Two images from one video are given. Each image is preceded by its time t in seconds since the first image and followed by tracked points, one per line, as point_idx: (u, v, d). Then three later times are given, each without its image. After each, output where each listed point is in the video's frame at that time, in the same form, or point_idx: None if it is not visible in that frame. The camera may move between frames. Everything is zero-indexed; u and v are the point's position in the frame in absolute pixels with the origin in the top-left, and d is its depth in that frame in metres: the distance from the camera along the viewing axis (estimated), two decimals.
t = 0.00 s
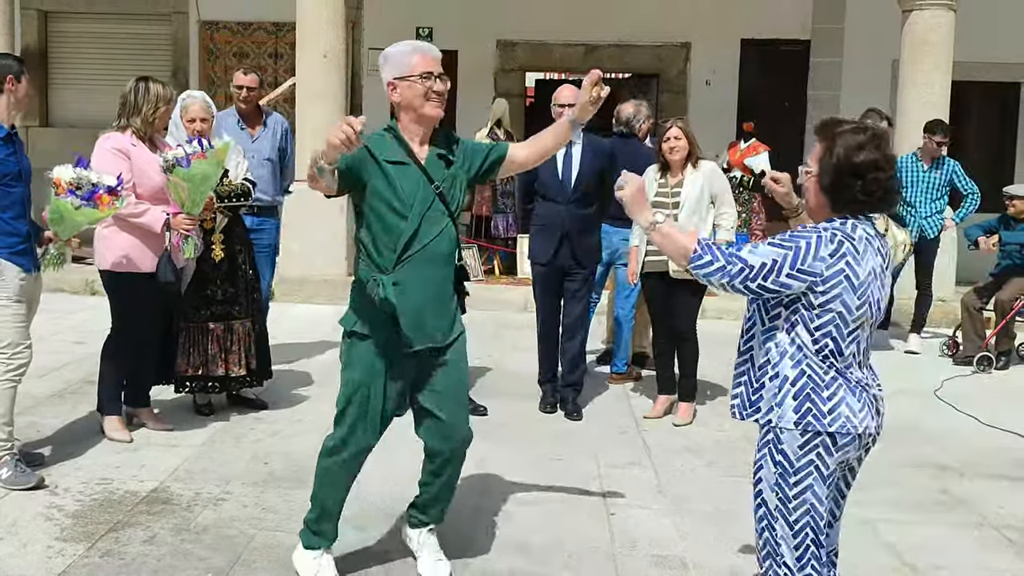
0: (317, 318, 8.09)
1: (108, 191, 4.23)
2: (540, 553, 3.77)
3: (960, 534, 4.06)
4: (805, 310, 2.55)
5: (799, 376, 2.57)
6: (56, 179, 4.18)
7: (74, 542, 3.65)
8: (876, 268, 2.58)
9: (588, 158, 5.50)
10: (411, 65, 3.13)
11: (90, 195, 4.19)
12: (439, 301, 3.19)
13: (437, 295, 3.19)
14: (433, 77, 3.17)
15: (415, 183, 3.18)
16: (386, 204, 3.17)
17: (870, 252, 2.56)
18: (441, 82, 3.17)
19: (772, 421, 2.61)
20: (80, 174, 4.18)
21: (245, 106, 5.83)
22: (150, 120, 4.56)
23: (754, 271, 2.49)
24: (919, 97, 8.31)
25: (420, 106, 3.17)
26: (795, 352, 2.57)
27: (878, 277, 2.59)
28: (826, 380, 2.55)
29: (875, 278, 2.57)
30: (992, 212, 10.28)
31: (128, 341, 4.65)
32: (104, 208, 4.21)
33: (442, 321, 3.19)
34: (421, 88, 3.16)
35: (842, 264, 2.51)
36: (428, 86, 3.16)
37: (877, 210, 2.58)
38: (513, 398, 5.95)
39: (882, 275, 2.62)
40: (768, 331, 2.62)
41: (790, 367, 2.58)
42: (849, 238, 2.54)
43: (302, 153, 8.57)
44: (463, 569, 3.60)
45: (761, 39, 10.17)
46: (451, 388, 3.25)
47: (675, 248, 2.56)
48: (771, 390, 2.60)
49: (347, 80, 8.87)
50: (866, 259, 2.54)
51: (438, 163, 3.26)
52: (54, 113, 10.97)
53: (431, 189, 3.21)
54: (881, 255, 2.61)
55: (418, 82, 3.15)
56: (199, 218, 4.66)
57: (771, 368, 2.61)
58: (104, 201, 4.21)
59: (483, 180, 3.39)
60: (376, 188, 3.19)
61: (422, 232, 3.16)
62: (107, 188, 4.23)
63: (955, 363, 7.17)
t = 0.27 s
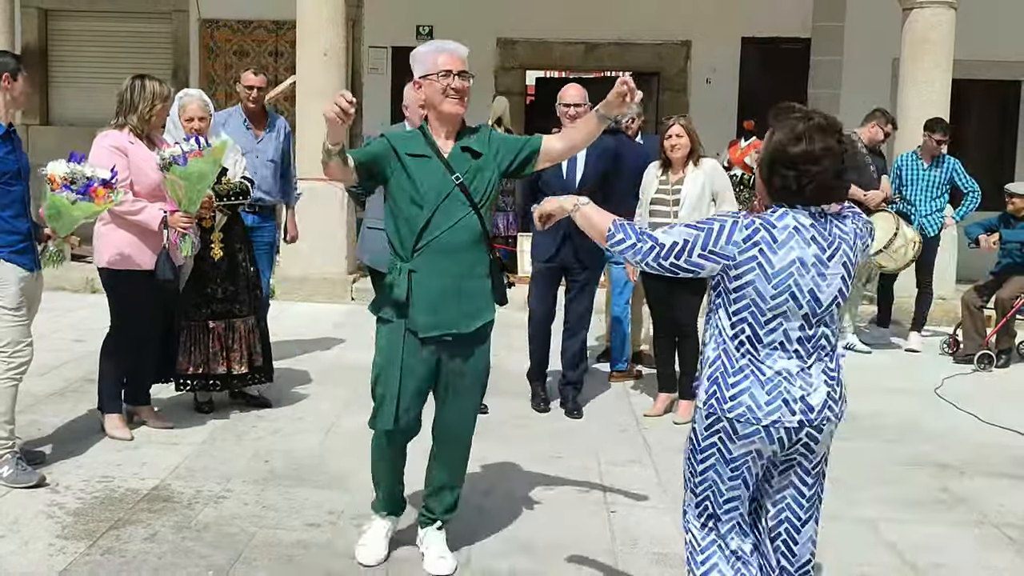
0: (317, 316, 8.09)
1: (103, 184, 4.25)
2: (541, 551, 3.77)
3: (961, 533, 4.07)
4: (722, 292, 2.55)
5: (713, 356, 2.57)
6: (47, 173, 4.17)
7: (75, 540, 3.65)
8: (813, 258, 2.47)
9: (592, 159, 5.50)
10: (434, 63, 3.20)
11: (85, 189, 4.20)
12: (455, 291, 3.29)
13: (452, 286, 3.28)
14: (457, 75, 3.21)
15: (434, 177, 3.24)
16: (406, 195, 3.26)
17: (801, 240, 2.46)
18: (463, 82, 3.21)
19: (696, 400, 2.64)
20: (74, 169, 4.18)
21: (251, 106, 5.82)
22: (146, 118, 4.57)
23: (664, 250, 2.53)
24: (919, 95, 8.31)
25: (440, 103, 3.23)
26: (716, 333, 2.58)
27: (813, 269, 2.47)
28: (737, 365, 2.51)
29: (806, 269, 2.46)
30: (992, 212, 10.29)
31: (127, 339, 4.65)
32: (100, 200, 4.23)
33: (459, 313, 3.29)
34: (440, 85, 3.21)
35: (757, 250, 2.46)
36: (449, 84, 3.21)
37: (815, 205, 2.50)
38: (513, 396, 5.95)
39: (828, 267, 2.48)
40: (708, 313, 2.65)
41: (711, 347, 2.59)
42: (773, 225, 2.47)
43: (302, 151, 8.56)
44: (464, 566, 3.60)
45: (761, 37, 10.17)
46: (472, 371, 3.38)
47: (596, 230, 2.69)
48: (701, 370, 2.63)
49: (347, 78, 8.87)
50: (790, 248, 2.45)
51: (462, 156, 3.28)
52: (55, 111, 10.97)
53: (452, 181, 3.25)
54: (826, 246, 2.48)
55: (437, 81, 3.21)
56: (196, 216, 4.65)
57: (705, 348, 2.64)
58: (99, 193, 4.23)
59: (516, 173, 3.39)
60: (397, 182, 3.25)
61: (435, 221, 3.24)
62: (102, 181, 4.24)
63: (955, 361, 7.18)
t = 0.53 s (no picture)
0: (318, 316, 8.11)
1: (103, 184, 4.26)
2: (541, 549, 3.78)
3: (960, 532, 4.08)
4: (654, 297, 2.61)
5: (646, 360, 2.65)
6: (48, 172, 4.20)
7: (77, 539, 3.66)
8: (735, 266, 2.48)
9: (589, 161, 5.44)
10: (460, 70, 3.33)
11: (84, 189, 4.22)
12: (474, 293, 3.40)
13: (473, 288, 3.40)
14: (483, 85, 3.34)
15: (455, 183, 3.38)
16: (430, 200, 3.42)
17: (723, 247, 2.49)
18: (490, 91, 3.35)
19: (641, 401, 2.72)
20: (74, 168, 4.20)
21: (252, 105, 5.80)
22: (144, 116, 4.55)
23: (601, 257, 2.62)
24: (919, 95, 8.32)
25: (466, 110, 3.38)
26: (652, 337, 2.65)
27: (733, 277, 2.47)
28: (655, 368, 2.59)
29: (726, 277, 2.47)
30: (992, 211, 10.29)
31: (128, 338, 4.66)
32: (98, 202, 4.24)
33: (481, 315, 3.41)
34: (466, 93, 3.35)
35: (676, 254, 2.51)
36: (475, 93, 3.35)
37: (748, 213, 2.53)
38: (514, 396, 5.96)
39: (753, 278, 2.48)
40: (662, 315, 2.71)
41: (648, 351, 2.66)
42: (698, 231, 2.52)
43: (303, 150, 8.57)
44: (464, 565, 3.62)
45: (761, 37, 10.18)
46: (499, 376, 3.43)
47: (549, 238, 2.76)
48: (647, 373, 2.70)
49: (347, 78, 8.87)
50: (710, 253, 2.49)
51: (487, 164, 3.39)
52: (56, 111, 10.98)
53: (475, 188, 3.38)
54: (752, 254, 2.49)
55: (464, 89, 3.35)
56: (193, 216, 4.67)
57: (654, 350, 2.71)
58: (97, 194, 4.24)
59: (540, 182, 3.46)
60: (422, 189, 3.40)
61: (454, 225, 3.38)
62: (101, 182, 4.25)
63: (955, 361, 7.19)
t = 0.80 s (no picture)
0: (319, 315, 8.11)
1: (102, 179, 4.27)
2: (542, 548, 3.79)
3: (960, 531, 4.09)
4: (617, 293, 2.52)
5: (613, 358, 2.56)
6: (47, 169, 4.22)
7: (79, 537, 3.67)
8: (693, 259, 2.38)
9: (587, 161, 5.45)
10: (512, 75, 3.38)
11: (83, 185, 4.23)
12: (518, 288, 3.47)
13: (517, 284, 3.48)
14: (535, 86, 3.38)
15: (507, 182, 3.50)
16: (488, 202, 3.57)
17: (681, 241, 2.39)
18: (542, 93, 3.38)
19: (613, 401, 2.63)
20: (73, 164, 4.22)
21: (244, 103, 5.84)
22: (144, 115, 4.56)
23: (562, 253, 2.55)
24: (921, 94, 8.32)
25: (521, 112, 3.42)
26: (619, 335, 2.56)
27: (693, 270, 2.38)
28: (619, 365, 2.51)
29: (684, 269, 2.38)
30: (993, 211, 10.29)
31: (130, 337, 4.67)
32: (98, 196, 4.24)
33: (524, 308, 3.46)
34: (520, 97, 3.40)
35: (632, 252, 2.43)
36: (527, 97, 3.39)
37: (701, 205, 2.44)
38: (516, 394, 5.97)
39: (713, 271, 2.38)
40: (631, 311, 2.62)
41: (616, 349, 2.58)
42: (655, 226, 2.43)
43: (304, 150, 8.58)
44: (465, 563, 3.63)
45: (762, 36, 10.18)
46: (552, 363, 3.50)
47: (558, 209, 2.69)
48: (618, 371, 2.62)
49: (348, 77, 8.88)
50: (669, 246, 2.39)
51: (538, 163, 3.46)
52: (58, 110, 10.99)
53: (522, 187, 3.48)
54: (710, 246, 2.38)
55: (518, 92, 3.39)
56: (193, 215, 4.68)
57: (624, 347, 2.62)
58: (97, 189, 4.25)
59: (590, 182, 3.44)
60: (482, 188, 3.59)
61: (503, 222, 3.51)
62: (100, 177, 4.26)
63: (956, 361, 7.19)
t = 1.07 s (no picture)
0: (321, 314, 8.12)
1: (104, 177, 4.26)
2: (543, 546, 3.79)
3: (961, 529, 4.09)
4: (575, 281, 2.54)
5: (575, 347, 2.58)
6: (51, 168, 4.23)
7: (82, 535, 3.69)
8: (631, 251, 2.36)
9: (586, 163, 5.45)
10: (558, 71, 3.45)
11: (85, 183, 4.22)
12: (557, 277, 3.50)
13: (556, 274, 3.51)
14: (579, 82, 3.43)
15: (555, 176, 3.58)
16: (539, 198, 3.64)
17: (620, 232, 2.38)
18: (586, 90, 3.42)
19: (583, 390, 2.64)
20: (74, 163, 4.21)
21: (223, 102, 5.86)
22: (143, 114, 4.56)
23: (523, 239, 2.59)
24: (922, 94, 8.32)
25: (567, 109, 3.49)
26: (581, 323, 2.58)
27: (630, 263, 2.36)
28: (573, 355, 2.52)
29: (623, 261, 2.36)
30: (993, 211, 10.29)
31: (133, 334, 4.68)
32: (101, 194, 4.23)
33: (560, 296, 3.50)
34: (566, 93, 3.47)
35: (577, 244, 2.44)
36: (570, 92, 3.45)
37: (647, 195, 2.41)
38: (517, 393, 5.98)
39: (649, 263, 2.34)
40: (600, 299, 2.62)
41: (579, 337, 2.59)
42: (601, 217, 2.42)
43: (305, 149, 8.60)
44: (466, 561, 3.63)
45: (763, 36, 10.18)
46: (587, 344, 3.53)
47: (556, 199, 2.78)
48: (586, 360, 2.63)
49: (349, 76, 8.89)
50: (608, 238, 2.38)
51: (584, 158, 3.52)
52: (60, 109, 11.00)
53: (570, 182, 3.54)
54: (648, 239, 2.35)
55: (564, 88, 3.46)
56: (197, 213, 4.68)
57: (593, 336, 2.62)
58: (99, 187, 4.23)
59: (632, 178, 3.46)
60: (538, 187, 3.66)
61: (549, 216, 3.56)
62: (102, 175, 4.25)
63: (956, 360, 7.19)
